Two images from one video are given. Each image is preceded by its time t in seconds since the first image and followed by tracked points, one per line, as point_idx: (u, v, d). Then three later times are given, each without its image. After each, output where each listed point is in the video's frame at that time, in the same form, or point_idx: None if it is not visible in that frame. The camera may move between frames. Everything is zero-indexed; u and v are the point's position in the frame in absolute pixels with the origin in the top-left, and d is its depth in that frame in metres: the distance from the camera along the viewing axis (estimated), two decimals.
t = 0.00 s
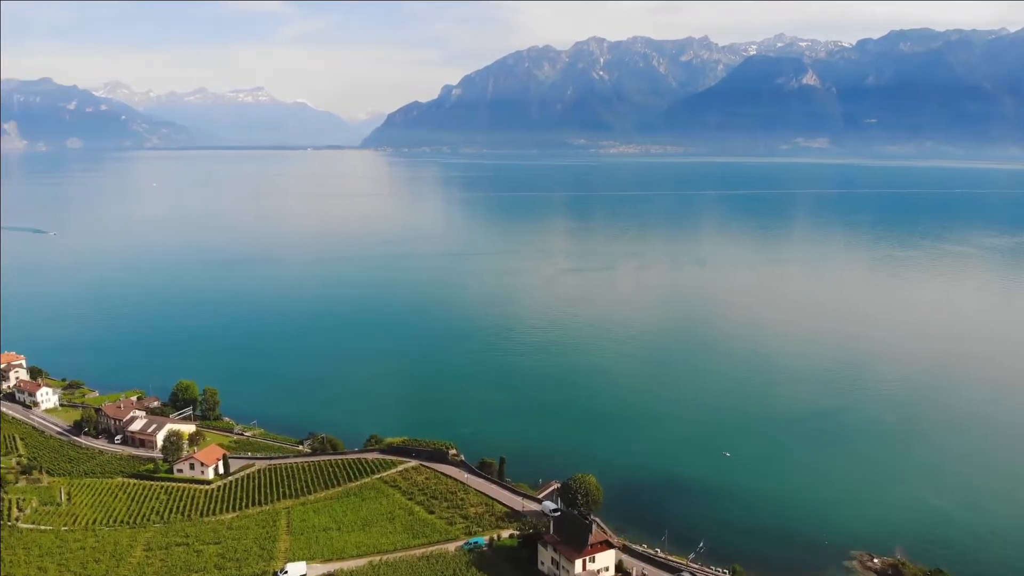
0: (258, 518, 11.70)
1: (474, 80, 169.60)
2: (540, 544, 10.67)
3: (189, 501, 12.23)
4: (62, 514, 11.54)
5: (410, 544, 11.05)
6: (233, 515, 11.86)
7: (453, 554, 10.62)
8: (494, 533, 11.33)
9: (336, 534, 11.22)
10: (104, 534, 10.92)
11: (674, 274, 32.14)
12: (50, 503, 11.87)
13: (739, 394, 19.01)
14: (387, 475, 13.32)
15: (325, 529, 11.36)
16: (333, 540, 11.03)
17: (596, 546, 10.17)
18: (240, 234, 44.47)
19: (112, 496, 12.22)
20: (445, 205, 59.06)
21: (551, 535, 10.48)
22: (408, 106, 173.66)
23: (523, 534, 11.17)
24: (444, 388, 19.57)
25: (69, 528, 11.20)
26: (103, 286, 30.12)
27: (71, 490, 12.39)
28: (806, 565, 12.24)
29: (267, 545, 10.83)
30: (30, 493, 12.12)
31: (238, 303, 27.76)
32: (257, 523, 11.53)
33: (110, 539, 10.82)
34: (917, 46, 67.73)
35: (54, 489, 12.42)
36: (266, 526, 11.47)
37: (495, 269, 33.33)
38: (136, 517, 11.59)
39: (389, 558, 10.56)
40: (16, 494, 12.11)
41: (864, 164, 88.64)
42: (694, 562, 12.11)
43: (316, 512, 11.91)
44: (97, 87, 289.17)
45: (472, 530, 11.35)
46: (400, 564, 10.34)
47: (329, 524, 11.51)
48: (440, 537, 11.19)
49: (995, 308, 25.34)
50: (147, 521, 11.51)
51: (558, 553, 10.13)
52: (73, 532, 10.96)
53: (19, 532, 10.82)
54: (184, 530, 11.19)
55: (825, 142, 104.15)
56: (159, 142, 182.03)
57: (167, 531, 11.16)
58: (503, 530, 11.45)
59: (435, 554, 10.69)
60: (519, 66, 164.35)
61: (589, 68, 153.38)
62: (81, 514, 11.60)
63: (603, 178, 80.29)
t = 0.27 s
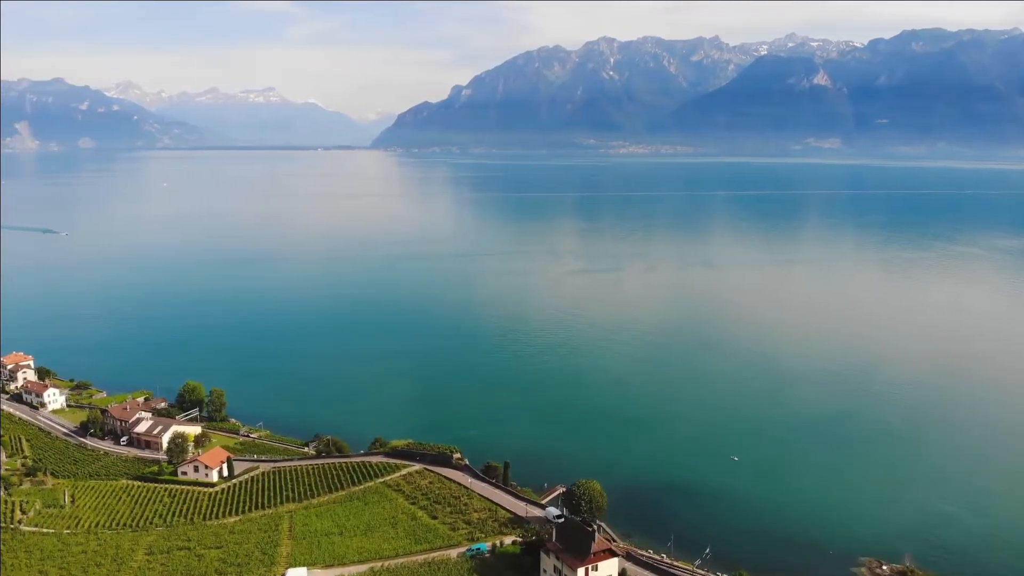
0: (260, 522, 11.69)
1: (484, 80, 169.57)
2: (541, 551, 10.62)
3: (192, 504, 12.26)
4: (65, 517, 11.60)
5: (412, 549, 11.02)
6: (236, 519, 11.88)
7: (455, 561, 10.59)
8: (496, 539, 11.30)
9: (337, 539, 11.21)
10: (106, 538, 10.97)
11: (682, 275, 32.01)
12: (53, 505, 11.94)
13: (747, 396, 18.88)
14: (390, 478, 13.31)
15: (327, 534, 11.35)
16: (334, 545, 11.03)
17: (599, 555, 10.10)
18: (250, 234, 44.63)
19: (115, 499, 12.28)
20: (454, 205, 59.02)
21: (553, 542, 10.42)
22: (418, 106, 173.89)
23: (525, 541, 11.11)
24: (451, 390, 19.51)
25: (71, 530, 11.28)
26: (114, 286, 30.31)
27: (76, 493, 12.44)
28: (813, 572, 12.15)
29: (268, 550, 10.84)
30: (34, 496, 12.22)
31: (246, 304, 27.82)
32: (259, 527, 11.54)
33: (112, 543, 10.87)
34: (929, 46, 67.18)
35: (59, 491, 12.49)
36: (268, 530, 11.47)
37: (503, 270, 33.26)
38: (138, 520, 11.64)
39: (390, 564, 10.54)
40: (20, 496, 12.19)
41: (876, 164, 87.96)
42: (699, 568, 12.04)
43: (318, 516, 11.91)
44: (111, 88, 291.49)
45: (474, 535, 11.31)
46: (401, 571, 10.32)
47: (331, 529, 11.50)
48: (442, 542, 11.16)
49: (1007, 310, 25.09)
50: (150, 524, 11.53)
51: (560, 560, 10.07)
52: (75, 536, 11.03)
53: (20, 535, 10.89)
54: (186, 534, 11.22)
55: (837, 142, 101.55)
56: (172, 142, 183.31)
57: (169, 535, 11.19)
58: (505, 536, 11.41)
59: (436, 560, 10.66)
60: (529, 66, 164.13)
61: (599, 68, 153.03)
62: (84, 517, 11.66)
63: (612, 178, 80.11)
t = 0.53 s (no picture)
0: (264, 528, 11.71)
1: (497, 80, 169.68)
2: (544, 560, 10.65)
3: (196, 508, 12.29)
4: (69, 520, 11.66)
5: (414, 556, 11.01)
6: (239, 523, 11.90)
7: (458, 569, 10.57)
8: (500, 547, 11.26)
9: (340, 545, 11.21)
10: (109, 542, 11.02)
11: (694, 276, 31.85)
12: (57, 508, 12.00)
13: (759, 401, 18.67)
14: (396, 483, 13.30)
15: (330, 541, 11.34)
16: (337, 551, 11.03)
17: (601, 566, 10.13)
18: (263, 235, 44.85)
19: (119, 502, 12.34)
20: (466, 206, 59.02)
21: (555, 552, 10.46)
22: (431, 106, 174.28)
23: (529, 549, 11.09)
24: (458, 392, 19.43)
25: (75, 534, 11.29)
26: (127, 285, 30.54)
27: (81, 495, 12.51)
28: None
29: (271, 555, 10.85)
30: (39, 498, 12.24)
31: (257, 304, 27.91)
32: (262, 532, 11.54)
33: (115, 546, 10.91)
34: (945, 46, 66.69)
35: (63, 493, 12.56)
36: (271, 535, 11.49)
37: (514, 271, 33.16)
38: (141, 524, 11.66)
39: (393, 571, 10.53)
40: (25, 497, 12.26)
41: (891, 165, 87.33)
42: None
43: (321, 522, 11.92)
44: (128, 89, 294.43)
45: (478, 543, 11.28)
46: None
47: (334, 535, 11.51)
48: (445, 550, 11.15)
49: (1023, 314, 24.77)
50: (155, 529, 11.55)
51: (562, 570, 10.10)
52: (78, 539, 11.07)
53: (24, 537, 10.95)
54: (189, 539, 11.23)
55: (851, 143, 102.05)
56: (188, 142, 184.83)
57: (171, 539, 11.22)
58: (509, 544, 11.38)
59: (439, 568, 10.64)
60: (542, 66, 164.12)
61: (612, 68, 152.78)
62: (87, 520, 11.71)
63: (625, 179, 79.87)
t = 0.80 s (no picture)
0: (266, 532, 11.72)
1: (507, 80, 169.59)
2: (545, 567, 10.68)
3: (199, 511, 12.31)
4: (72, 524, 11.71)
5: (416, 563, 10.98)
6: (241, 527, 11.92)
7: None
8: (502, 554, 11.22)
9: (341, 551, 11.21)
10: (110, 546, 11.06)
11: (703, 278, 31.69)
12: (60, 512, 12.06)
13: (768, 405, 18.51)
14: (398, 488, 13.28)
15: (332, 546, 11.35)
16: (338, 558, 11.02)
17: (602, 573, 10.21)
18: (273, 235, 44.95)
19: (122, 505, 12.38)
20: (475, 206, 58.95)
21: (557, 560, 10.51)
22: (441, 106, 174.43)
23: (531, 557, 11.05)
24: (464, 395, 19.32)
25: (77, 537, 11.34)
26: (137, 285, 30.70)
27: (84, 498, 12.57)
28: None
29: (272, 561, 10.85)
30: (43, 502, 12.33)
31: (264, 305, 27.94)
32: (264, 536, 11.55)
33: (116, 551, 10.95)
34: (957, 46, 66.12)
35: (67, 496, 12.63)
36: (273, 540, 11.49)
37: (522, 273, 33.04)
38: (144, 528, 11.70)
39: None
40: (28, 500, 12.33)
41: (903, 166, 86.71)
42: None
43: (323, 526, 11.91)
44: (141, 89, 296.58)
45: (480, 550, 11.24)
46: None
47: (336, 540, 11.50)
48: (446, 556, 11.11)
49: None
50: (157, 533, 11.58)
51: None
52: (80, 543, 11.11)
53: (26, 541, 10.99)
54: (190, 543, 11.26)
55: (863, 143, 101.57)
56: (200, 142, 185.94)
57: (173, 543, 11.24)
58: (511, 551, 11.34)
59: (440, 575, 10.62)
60: (552, 66, 163.89)
61: (623, 68, 152.43)
62: (90, 523, 11.76)
63: (635, 179, 79.60)
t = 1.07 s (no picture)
0: (269, 537, 11.71)
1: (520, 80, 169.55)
2: None
3: (202, 516, 12.33)
4: (76, 527, 11.75)
5: (418, 570, 10.93)
6: (244, 532, 11.92)
7: None
8: (505, 561, 11.15)
9: (343, 558, 11.18)
10: (113, 550, 11.08)
11: (716, 279, 31.49)
12: (64, 514, 12.10)
13: (779, 409, 18.32)
14: (403, 494, 13.24)
15: (333, 553, 11.32)
16: (340, 564, 11.00)
17: None
18: (286, 235, 45.19)
19: (127, 509, 12.43)
20: (488, 207, 58.97)
21: (560, 569, 10.73)
22: (454, 107, 174.68)
23: (534, 566, 10.98)
24: (471, 397, 19.24)
25: (80, 541, 11.34)
26: (152, 285, 30.98)
27: (89, 501, 12.63)
28: None
29: (273, 567, 10.84)
30: (48, 505, 12.33)
31: (276, 304, 28.07)
32: (266, 542, 11.55)
33: (119, 555, 10.97)
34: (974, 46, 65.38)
35: (72, 499, 12.69)
36: (275, 546, 11.48)
37: (533, 274, 32.94)
38: (147, 532, 11.73)
39: None
40: (33, 503, 12.39)
41: (919, 166, 85.89)
42: None
43: (326, 532, 11.89)
44: (156, 89, 299.31)
45: (483, 557, 11.17)
46: None
47: (338, 547, 11.48)
48: (449, 564, 11.06)
49: None
50: (160, 538, 11.60)
51: None
52: (83, 546, 11.15)
53: (29, 543, 11.04)
54: (193, 548, 11.27)
55: (878, 144, 100.67)
56: (216, 142, 187.57)
57: (176, 548, 11.26)
58: (515, 559, 11.25)
59: None
60: (565, 66, 163.68)
61: (636, 68, 152.00)
62: (94, 526, 11.80)
63: (649, 179, 79.42)
